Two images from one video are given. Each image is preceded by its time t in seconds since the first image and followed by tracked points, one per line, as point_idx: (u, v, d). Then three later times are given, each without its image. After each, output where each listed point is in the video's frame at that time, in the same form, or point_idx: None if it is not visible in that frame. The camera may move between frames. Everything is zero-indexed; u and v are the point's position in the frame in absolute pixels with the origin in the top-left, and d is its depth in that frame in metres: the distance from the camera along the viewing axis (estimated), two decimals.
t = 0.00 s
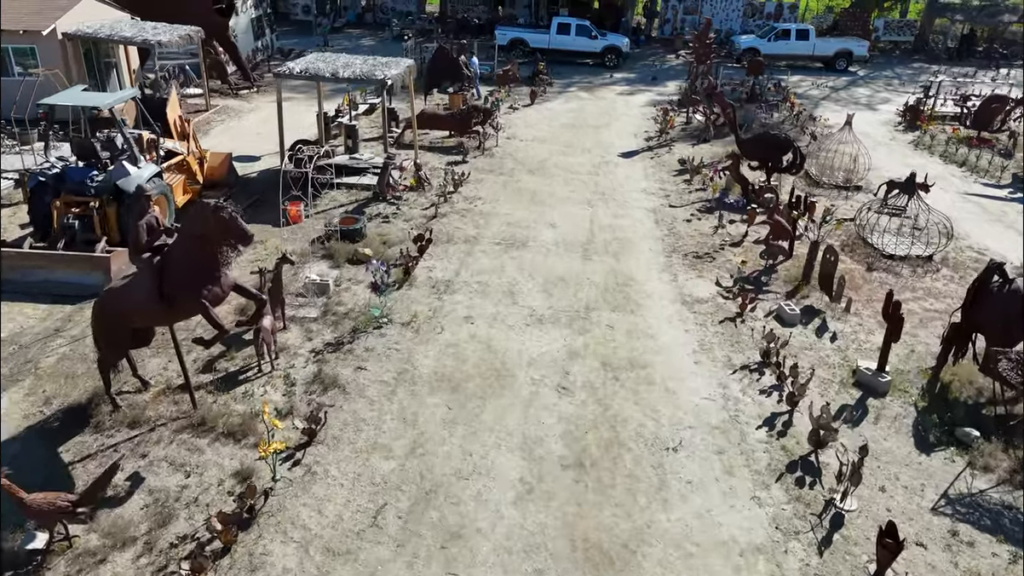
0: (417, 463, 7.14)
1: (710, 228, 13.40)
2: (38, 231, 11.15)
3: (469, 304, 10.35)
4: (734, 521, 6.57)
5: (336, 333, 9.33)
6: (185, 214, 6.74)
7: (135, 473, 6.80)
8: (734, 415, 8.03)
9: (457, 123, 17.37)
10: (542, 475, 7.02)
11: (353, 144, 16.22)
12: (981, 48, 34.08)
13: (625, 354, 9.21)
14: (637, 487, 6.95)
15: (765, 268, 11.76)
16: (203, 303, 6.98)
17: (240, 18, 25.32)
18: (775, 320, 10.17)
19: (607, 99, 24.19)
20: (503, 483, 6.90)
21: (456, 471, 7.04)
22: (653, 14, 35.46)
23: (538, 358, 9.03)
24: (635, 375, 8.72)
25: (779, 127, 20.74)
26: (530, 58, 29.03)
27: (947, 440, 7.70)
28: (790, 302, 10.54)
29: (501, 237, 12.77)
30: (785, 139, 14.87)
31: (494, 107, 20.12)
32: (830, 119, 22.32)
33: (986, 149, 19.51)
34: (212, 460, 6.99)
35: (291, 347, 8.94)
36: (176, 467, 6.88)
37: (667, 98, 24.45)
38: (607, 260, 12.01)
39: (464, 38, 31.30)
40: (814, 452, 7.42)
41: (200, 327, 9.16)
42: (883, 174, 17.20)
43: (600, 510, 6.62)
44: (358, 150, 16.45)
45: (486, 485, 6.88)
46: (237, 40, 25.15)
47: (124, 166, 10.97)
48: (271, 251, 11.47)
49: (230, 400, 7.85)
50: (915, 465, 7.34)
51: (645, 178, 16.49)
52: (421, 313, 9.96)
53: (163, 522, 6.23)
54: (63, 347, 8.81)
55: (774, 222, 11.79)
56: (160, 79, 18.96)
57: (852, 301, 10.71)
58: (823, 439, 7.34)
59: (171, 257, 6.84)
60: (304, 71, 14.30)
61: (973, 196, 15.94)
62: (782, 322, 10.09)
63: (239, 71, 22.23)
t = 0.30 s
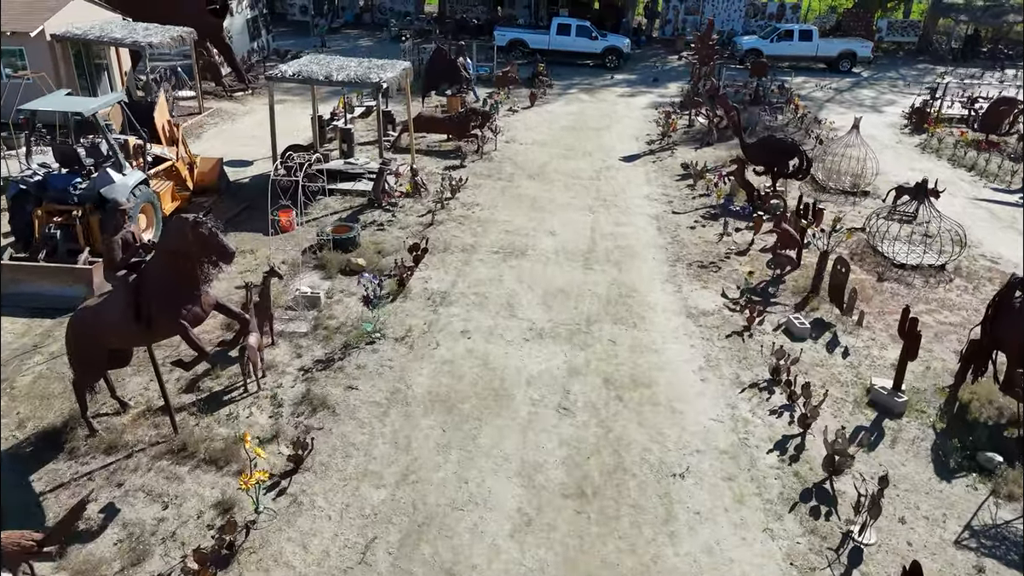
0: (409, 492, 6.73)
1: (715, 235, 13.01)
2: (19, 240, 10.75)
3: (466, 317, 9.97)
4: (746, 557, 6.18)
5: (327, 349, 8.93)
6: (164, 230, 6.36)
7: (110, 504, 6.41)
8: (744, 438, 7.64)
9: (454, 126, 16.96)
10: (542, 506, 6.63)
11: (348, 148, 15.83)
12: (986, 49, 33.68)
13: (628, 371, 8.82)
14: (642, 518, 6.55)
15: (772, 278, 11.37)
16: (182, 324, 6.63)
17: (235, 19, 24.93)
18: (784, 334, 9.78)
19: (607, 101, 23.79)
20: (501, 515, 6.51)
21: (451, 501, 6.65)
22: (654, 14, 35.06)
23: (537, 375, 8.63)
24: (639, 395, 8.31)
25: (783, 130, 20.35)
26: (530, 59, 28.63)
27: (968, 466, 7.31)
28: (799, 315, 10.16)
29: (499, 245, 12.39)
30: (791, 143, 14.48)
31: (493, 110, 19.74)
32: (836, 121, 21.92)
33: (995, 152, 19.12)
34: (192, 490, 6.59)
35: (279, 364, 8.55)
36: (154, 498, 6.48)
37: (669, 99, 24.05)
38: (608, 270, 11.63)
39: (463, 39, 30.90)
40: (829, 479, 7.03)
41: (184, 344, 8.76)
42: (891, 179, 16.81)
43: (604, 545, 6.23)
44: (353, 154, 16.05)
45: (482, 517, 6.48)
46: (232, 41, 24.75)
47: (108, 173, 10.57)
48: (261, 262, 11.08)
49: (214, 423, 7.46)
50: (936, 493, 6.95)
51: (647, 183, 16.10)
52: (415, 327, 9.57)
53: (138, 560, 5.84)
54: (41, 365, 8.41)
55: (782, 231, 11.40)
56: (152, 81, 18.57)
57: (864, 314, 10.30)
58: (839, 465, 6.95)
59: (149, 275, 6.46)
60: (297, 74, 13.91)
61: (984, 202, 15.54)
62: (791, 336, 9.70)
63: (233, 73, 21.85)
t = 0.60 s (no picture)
0: (401, 527, 6.32)
1: (721, 244, 12.60)
2: None
3: (463, 332, 9.56)
4: None
5: (316, 368, 8.52)
6: (139, 249, 5.99)
7: (81, 542, 6.00)
8: (755, 465, 7.22)
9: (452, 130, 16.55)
10: (543, 543, 6.21)
11: (343, 153, 15.42)
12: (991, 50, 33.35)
13: (633, 391, 8.41)
14: (649, 555, 6.14)
15: (781, 289, 10.96)
16: (158, 348, 6.22)
17: (230, 20, 24.53)
18: (795, 350, 9.37)
19: (608, 103, 23.41)
20: (498, 552, 6.09)
21: (445, 537, 6.24)
22: (655, 14, 34.67)
23: (538, 396, 8.21)
24: (644, 418, 7.90)
25: (787, 134, 19.96)
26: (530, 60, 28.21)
27: (994, 496, 6.90)
28: (811, 330, 9.76)
29: (498, 255, 11.99)
30: (798, 149, 14.08)
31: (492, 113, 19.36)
32: (841, 124, 21.55)
33: (1004, 156, 18.74)
34: (169, 525, 6.18)
35: (266, 384, 8.13)
36: (128, 535, 6.07)
37: (671, 102, 23.67)
38: (611, 281, 11.23)
39: (462, 40, 30.52)
40: (847, 511, 6.62)
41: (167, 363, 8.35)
42: (899, 185, 16.43)
43: None
44: (348, 159, 15.64)
45: (479, 555, 6.07)
46: (226, 42, 24.34)
47: (90, 182, 10.15)
48: (251, 273, 10.68)
49: (195, 450, 7.04)
50: (962, 526, 6.55)
51: (650, 189, 15.70)
52: (410, 343, 9.16)
53: None
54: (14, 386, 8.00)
55: (791, 241, 10.99)
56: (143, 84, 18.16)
57: (878, 329, 9.90)
58: (858, 497, 6.53)
59: (123, 296, 6.06)
60: (289, 77, 13.49)
61: (996, 208, 15.15)
62: (803, 352, 9.29)
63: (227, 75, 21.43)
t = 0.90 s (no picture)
0: (392, 569, 5.89)
1: (728, 254, 12.18)
2: None
3: (460, 349, 9.12)
4: None
5: (305, 390, 8.08)
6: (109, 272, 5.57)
7: None
8: (770, 497, 6.79)
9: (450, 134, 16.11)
10: None
11: (337, 159, 14.99)
12: (997, 50, 32.90)
13: (639, 414, 7.97)
14: None
15: (792, 302, 10.53)
16: (128, 377, 5.80)
17: (225, 21, 24.08)
18: (808, 368, 8.95)
19: (610, 106, 22.98)
20: None
21: None
22: (656, 15, 34.21)
23: (538, 420, 7.78)
24: (651, 444, 7.47)
25: (793, 139, 19.53)
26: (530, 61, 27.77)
27: None
28: (824, 347, 9.32)
29: (498, 266, 11.55)
30: (807, 154, 13.64)
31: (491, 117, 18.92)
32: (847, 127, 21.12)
33: (1015, 160, 18.31)
34: (143, 568, 5.76)
35: (251, 407, 7.69)
36: None
37: (674, 104, 23.23)
38: (615, 293, 10.80)
39: (461, 41, 30.09)
40: (870, 549, 6.20)
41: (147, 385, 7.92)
42: (910, 190, 15.98)
43: None
44: (343, 165, 15.21)
45: None
46: (221, 44, 23.91)
47: (71, 193, 9.71)
48: (240, 286, 10.25)
49: (173, 482, 6.61)
50: (993, 567, 6.12)
51: (654, 195, 15.27)
52: (404, 361, 8.73)
53: None
54: None
55: (802, 252, 10.56)
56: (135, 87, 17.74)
57: (894, 346, 9.47)
58: (881, 536, 6.10)
59: (92, 322, 5.64)
60: (281, 81, 13.07)
61: (1010, 215, 14.71)
62: (816, 371, 8.86)
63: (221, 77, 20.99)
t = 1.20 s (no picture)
0: None
1: (736, 266, 11.73)
2: None
3: (457, 370, 8.67)
4: None
5: (293, 416, 7.63)
6: (72, 300, 5.13)
7: None
8: (788, 535, 6.34)
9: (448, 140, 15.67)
10: None
11: (332, 165, 14.55)
12: (1003, 52, 32.46)
13: (647, 441, 7.52)
14: None
15: (804, 318, 10.08)
16: (96, 415, 5.38)
17: (219, 22, 23.61)
18: (823, 391, 8.50)
19: (612, 109, 22.54)
20: None
21: None
22: (658, 15, 33.73)
23: (539, 449, 7.32)
24: (659, 475, 7.02)
25: (799, 143, 19.09)
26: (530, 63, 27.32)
27: None
28: (839, 367, 8.88)
29: (497, 278, 11.11)
30: (816, 162, 13.19)
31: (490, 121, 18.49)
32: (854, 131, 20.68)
33: None
34: None
35: (234, 435, 7.25)
36: None
37: (677, 107, 22.79)
38: (619, 308, 10.36)
39: (460, 43, 29.65)
40: None
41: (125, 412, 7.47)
42: (921, 197, 15.54)
43: None
44: (338, 171, 14.77)
45: None
46: (215, 46, 23.45)
47: (50, 204, 9.26)
48: (228, 301, 9.80)
49: (147, 520, 6.16)
50: None
51: (658, 202, 14.83)
52: (398, 383, 8.27)
53: None
54: None
55: (814, 266, 10.11)
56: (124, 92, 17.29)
57: (913, 365, 9.02)
58: None
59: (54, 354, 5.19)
60: (272, 86, 12.59)
61: None
62: (832, 394, 8.42)
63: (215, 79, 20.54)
